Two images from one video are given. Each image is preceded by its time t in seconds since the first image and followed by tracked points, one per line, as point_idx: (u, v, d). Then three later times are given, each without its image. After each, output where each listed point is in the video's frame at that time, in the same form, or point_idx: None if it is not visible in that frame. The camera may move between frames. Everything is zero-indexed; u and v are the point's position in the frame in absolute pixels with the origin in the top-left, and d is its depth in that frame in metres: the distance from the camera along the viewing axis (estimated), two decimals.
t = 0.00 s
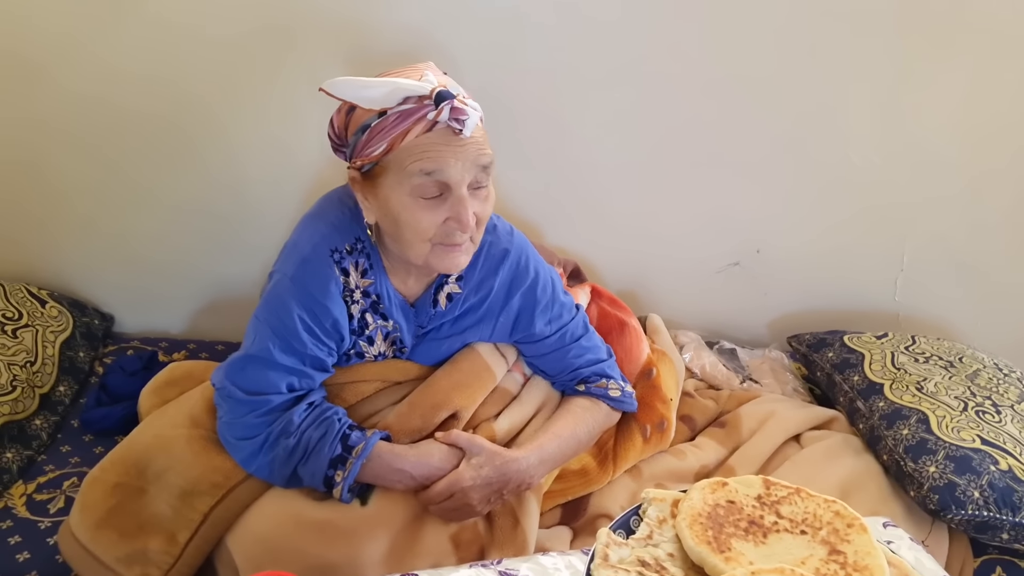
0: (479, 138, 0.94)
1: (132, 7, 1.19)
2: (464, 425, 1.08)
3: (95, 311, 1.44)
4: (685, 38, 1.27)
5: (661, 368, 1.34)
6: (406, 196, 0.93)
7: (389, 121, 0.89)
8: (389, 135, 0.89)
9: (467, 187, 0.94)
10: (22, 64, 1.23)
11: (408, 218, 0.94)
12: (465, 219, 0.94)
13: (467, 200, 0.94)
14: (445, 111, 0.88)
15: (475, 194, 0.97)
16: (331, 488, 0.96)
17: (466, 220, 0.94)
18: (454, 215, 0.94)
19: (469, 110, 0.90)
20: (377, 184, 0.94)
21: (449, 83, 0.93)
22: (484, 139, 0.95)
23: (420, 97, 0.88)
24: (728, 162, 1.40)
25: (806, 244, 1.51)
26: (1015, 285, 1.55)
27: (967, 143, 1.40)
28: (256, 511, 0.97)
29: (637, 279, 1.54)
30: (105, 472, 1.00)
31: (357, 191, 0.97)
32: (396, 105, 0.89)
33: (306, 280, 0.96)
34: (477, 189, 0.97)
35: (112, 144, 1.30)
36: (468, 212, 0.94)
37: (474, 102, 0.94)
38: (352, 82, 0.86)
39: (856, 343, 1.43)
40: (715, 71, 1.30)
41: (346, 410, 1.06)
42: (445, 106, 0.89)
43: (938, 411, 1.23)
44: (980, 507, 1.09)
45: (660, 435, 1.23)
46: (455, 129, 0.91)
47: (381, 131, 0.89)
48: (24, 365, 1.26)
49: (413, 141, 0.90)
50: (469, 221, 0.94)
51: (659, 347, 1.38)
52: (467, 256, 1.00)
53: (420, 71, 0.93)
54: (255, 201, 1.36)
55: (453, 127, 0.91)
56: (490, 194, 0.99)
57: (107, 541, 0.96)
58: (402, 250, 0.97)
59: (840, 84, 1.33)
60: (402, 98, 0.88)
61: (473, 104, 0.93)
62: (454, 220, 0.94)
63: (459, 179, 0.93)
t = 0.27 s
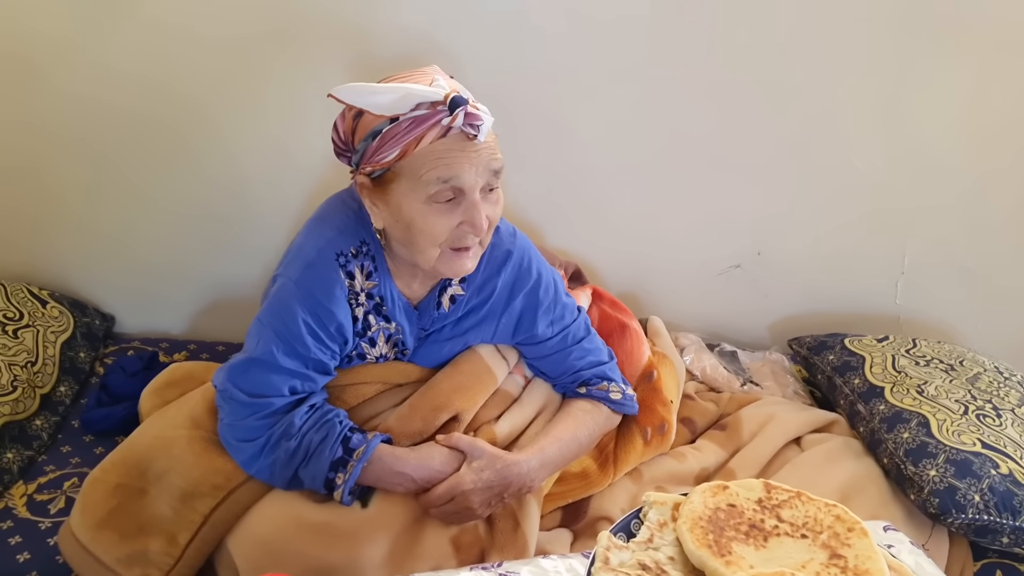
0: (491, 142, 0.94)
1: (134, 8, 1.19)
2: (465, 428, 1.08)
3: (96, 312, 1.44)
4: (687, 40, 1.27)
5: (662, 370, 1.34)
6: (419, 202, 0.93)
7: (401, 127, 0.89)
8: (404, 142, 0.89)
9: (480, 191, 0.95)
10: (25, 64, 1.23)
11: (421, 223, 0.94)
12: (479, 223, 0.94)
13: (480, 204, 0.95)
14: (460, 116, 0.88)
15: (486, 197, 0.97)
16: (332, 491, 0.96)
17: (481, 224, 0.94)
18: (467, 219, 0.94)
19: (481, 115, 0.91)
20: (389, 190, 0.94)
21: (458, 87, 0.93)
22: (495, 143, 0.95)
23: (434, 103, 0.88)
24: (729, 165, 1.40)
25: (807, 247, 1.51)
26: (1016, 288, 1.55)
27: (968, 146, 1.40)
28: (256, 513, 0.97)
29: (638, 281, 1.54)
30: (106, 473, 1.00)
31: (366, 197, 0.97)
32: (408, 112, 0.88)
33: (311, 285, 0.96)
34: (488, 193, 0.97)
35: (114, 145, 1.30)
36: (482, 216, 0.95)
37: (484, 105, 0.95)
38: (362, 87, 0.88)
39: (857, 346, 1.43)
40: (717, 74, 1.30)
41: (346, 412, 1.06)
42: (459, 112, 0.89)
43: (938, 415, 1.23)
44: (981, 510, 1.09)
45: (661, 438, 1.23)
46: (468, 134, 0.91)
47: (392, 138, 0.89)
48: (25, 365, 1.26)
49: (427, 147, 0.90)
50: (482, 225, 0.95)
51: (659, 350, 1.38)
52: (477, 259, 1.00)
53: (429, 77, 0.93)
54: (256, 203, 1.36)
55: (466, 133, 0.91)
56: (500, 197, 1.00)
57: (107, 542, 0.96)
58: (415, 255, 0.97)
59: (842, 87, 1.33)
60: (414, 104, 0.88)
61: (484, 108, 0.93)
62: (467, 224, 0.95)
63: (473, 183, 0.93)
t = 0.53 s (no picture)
0: (498, 146, 0.95)
1: (135, 8, 1.19)
2: (465, 428, 1.08)
3: (96, 312, 1.45)
4: (687, 42, 1.27)
5: (662, 371, 1.34)
6: (427, 205, 0.93)
7: (409, 131, 0.89)
8: (411, 145, 0.89)
9: (487, 194, 0.95)
10: (26, 64, 1.23)
11: (429, 226, 0.94)
12: (486, 225, 0.95)
13: (487, 207, 0.95)
14: (468, 120, 0.89)
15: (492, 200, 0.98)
16: (332, 491, 0.97)
17: (488, 226, 0.95)
18: (475, 221, 0.95)
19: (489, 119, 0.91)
20: (395, 193, 0.94)
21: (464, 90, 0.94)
22: (502, 147, 0.96)
23: (442, 107, 0.88)
24: (730, 167, 1.40)
25: (807, 249, 1.51)
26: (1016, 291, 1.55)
27: (968, 150, 1.41)
28: (257, 513, 0.97)
29: (638, 283, 1.54)
30: (107, 473, 1.00)
31: (372, 200, 0.97)
32: (416, 116, 0.88)
33: (313, 286, 0.96)
34: (494, 196, 0.98)
35: (115, 145, 1.30)
36: (490, 218, 0.95)
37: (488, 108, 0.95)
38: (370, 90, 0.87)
39: (857, 348, 1.43)
40: (717, 76, 1.31)
41: (347, 412, 1.06)
42: (468, 116, 0.89)
43: (938, 416, 1.23)
44: (980, 512, 1.09)
45: (661, 439, 1.23)
46: (476, 138, 0.92)
47: (399, 141, 0.89)
48: (26, 365, 1.26)
49: (435, 150, 0.91)
50: (490, 228, 0.95)
51: (659, 351, 1.38)
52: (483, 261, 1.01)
53: (435, 79, 0.93)
54: (256, 203, 1.37)
55: (474, 137, 0.91)
56: (505, 200, 1.00)
57: (108, 541, 0.96)
58: (421, 258, 0.98)
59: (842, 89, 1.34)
60: (421, 108, 0.88)
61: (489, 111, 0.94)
62: (475, 227, 0.95)
63: (481, 187, 0.94)
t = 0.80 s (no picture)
0: (501, 150, 0.95)
1: (136, 8, 1.19)
2: (466, 430, 1.09)
3: (97, 311, 1.45)
4: (688, 43, 1.28)
5: (662, 373, 1.34)
6: (430, 210, 0.93)
7: (413, 135, 0.89)
8: (415, 149, 0.90)
9: (489, 199, 0.96)
10: (28, 64, 1.24)
11: (432, 230, 0.94)
12: (489, 230, 0.95)
13: (490, 211, 0.95)
14: (473, 125, 0.89)
15: (495, 204, 0.98)
16: (333, 492, 0.97)
17: (491, 230, 0.95)
18: (478, 225, 0.95)
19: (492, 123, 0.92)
20: (399, 197, 0.95)
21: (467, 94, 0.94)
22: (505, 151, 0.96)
23: (447, 111, 0.89)
24: (730, 168, 1.40)
25: (808, 250, 1.51)
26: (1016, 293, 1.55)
27: (969, 153, 1.41)
28: (258, 513, 0.97)
29: (639, 284, 1.54)
30: (108, 473, 1.00)
31: (375, 204, 0.97)
32: (421, 120, 0.89)
33: (315, 287, 0.97)
34: (497, 200, 0.98)
35: (117, 146, 1.30)
36: (493, 223, 0.95)
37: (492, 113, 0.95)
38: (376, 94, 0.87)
39: (857, 349, 1.43)
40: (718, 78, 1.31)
41: (348, 413, 1.06)
42: (472, 121, 0.90)
43: (938, 419, 1.23)
44: (981, 515, 1.09)
45: (661, 440, 1.24)
46: (479, 143, 0.92)
47: (403, 145, 0.89)
48: (27, 365, 1.26)
49: (439, 155, 0.91)
50: (492, 232, 0.95)
51: (660, 353, 1.38)
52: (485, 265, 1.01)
53: (439, 83, 0.93)
54: (258, 204, 1.37)
55: (477, 141, 0.92)
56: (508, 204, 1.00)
57: (109, 541, 0.96)
58: (424, 262, 0.98)
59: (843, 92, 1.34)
60: (426, 112, 0.88)
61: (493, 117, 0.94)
62: (477, 231, 0.95)
63: (484, 191, 0.94)
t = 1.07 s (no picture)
0: (501, 152, 0.95)
1: (135, 8, 1.19)
2: (465, 431, 1.09)
3: (97, 311, 1.45)
4: (688, 45, 1.28)
5: (662, 374, 1.34)
6: (430, 212, 0.93)
7: (414, 137, 0.89)
8: (416, 150, 0.89)
9: (490, 201, 0.96)
10: (27, 64, 1.24)
11: (432, 231, 0.94)
12: (489, 231, 0.95)
13: (490, 213, 0.96)
14: (473, 127, 0.89)
15: (495, 206, 0.98)
16: (332, 493, 0.97)
17: (491, 232, 0.95)
18: (478, 227, 0.95)
19: (493, 125, 0.92)
20: (399, 198, 0.94)
21: (469, 96, 0.94)
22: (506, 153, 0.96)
23: (447, 113, 0.89)
24: (729, 169, 1.40)
25: (807, 252, 1.51)
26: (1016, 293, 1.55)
27: (968, 155, 1.41)
28: (257, 514, 0.97)
29: (638, 284, 1.54)
30: (107, 473, 1.00)
31: (375, 204, 0.97)
32: (421, 121, 0.89)
33: (315, 288, 0.96)
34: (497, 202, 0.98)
35: (117, 146, 1.30)
36: (493, 224, 0.95)
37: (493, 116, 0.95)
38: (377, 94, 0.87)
39: (856, 351, 1.44)
40: (717, 79, 1.31)
41: (348, 414, 1.06)
42: (473, 123, 0.89)
43: (937, 420, 1.24)
44: (980, 516, 1.10)
45: (661, 441, 1.24)
46: (480, 145, 0.92)
47: (403, 146, 0.90)
48: (26, 365, 1.26)
49: (439, 156, 0.91)
50: (493, 234, 0.95)
51: (659, 353, 1.38)
52: (485, 266, 1.01)
53: (440, 85, 0.93)
54: (257, 204, 1.37)
55: (478, 143, 0.92)
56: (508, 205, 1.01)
57: (108, 541, 0.96)
58: (424, 262, 0.98)
59: (844, 94, 1.34)
60: (427, 113, 0.88)
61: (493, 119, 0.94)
62: (478, 233, 0.95)
63: (485, 193, 0.94)
